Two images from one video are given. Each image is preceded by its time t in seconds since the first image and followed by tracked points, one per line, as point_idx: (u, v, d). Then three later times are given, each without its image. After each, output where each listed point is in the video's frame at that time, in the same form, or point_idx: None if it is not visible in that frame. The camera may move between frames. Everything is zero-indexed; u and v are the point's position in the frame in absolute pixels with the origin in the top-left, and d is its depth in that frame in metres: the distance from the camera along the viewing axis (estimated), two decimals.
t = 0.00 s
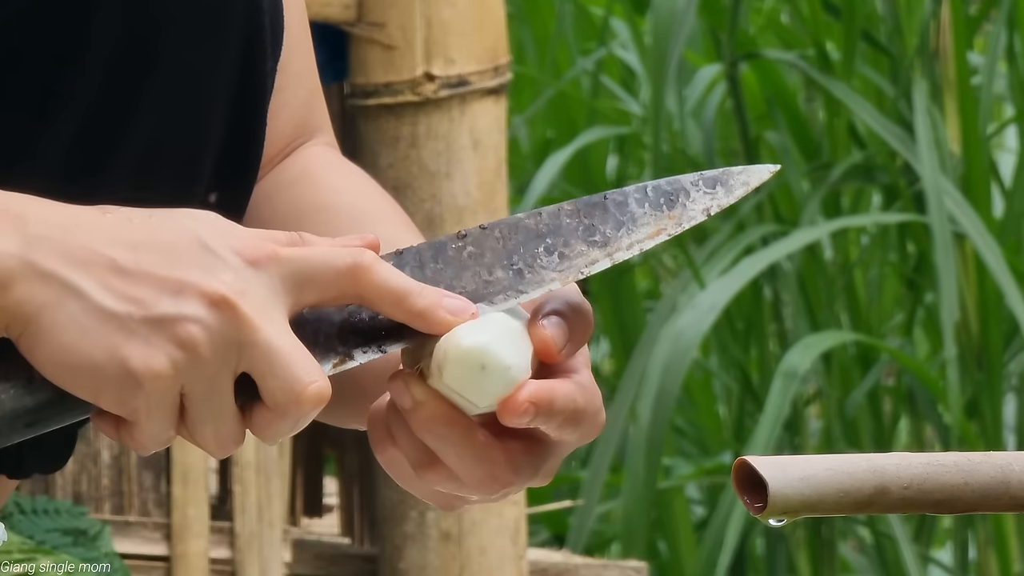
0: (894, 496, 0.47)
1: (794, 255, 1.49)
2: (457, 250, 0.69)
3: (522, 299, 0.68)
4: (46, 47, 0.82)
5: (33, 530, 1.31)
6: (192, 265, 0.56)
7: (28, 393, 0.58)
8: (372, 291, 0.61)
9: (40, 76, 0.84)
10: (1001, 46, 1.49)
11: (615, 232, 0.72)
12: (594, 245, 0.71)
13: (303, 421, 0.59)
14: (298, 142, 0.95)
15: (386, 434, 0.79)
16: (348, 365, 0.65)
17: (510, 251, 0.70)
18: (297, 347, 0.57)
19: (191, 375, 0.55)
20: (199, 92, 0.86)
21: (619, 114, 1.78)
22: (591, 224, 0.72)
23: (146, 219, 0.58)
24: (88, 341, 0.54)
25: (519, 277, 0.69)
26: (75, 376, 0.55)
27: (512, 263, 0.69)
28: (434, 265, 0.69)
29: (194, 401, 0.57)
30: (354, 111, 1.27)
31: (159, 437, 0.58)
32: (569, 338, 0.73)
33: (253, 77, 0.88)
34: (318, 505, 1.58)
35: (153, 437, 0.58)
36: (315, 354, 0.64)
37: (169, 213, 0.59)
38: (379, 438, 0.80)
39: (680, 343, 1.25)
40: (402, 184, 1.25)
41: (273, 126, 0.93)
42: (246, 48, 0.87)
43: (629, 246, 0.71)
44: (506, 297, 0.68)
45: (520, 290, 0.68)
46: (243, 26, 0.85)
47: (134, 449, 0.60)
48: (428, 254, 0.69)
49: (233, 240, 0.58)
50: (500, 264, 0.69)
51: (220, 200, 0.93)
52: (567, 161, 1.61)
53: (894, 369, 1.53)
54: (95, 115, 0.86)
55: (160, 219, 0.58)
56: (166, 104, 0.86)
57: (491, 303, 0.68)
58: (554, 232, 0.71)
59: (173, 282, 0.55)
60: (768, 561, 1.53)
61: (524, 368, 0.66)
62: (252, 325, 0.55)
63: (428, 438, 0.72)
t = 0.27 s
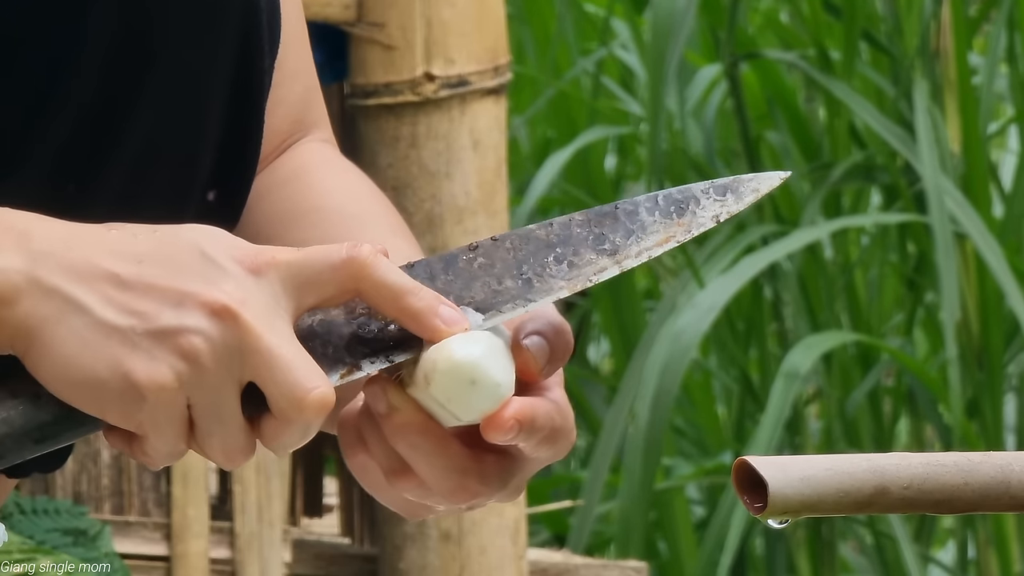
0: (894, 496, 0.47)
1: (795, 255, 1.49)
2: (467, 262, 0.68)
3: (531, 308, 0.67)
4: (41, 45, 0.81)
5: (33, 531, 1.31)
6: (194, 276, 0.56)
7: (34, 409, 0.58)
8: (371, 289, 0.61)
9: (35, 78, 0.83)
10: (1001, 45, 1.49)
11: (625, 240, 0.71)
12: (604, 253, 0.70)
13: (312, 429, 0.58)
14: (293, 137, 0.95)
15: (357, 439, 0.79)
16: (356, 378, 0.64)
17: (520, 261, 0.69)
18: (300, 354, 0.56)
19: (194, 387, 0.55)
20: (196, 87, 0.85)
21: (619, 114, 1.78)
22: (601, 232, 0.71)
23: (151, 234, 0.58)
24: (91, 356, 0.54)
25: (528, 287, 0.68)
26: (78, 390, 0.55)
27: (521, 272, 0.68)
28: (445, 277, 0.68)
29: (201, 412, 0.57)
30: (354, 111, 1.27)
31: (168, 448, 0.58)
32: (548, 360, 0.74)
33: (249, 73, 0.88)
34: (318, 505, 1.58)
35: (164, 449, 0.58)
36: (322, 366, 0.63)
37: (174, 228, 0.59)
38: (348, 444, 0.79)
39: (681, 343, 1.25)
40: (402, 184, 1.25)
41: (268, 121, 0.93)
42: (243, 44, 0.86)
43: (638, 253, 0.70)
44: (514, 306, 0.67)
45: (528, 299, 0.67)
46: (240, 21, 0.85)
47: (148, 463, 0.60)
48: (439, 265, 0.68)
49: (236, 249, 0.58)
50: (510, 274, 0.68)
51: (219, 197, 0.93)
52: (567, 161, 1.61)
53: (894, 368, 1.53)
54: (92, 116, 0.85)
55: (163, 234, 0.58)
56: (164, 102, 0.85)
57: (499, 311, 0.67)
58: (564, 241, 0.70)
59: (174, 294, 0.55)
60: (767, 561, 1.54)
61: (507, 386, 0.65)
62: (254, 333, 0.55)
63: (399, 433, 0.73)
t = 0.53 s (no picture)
0: (894, 496, 0.47)
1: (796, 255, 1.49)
2: (456, 215, 0.70)
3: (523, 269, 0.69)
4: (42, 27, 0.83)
5: (33, 530, 1.31)
6: (182, 296, 0.56)
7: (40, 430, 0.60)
8: (360, 292, 0.57)
9: (36, 64, 0.84)
10: (1002, 45, 1.49)
11: (608, 182, 0.72)
12: (588, 200, 0.71)
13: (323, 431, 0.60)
14: (286, 147, 0.96)
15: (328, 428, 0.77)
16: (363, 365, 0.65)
17: (508, 214, 0.71)
18: (300, 363, 0.57)
19: (200, 407, 0.58)
20: (193, 80, 0.85)
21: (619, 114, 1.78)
22: (583, 173, 0.72)
23: (136, 245, 0.58)
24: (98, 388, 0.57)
25: (518, 246, 0.70)
26: (95, 417, 0.59)
27: (510, 229, 0.70)
28: (435, 236, 0.70)
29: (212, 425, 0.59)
30: (354, 111, 1.27)
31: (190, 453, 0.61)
32: (528, 402, 0.72)
33: (247, 68, 0.87)
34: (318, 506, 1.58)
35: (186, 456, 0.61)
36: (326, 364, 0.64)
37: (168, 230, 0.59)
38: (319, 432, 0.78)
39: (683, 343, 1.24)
40: (401, 184, 1.25)
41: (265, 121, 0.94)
42: (240, 41, 0.86)
43: (621, 199, 0.71)
44: (507, 272, 0.69)
45: (519, 262, 0.69)
46: (237, 15, 0.84)
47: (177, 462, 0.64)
48: (429, 222, 0.70)
49: (215, 252, 0.57)
50: (499, 231, 0.70)
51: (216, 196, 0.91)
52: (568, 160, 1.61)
53: (895, 368, 1.53)
54: (89, 108, 0.85)
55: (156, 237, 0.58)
56: (160, 97, 0.85)
57: (493, 279, 0.68)
58: (549, 186, 0.71)
59: (165, 319, 0.56)
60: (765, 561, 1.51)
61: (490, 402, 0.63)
62: (247, 352, 0.56)
63: (363, 417, 0.71)
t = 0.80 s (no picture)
0: (894, 496, 0.47)
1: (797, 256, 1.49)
2: (395, 184, 0.63)
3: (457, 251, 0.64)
4: (40, 31, 0.82)
5: (32, 531, 1.31)
6: (124, 295, 0.55)
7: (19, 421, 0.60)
8: (287, 285, 0.54)
9: (35, 68, 0.84)
10: (1001, 46, 1.49)
11: (531, 155, 0.63)
12: (513, 175, 0.63)
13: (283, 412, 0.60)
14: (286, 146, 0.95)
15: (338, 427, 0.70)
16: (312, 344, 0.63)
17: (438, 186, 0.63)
18: (241, 357, 0.57)
19: (159, 400, 0.58)
20: (193, 82, 0.85)
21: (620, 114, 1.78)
22: (508, 143, 0.63)
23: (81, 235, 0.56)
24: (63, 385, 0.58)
25: (449, 225, 0.63)
26: (67, 408, 0.59)
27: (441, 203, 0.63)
28: (378, 208, 0.62)
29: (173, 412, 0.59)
30: (354, 111, 1.27)
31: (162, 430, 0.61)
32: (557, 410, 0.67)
33: (246, 69, 0.87)
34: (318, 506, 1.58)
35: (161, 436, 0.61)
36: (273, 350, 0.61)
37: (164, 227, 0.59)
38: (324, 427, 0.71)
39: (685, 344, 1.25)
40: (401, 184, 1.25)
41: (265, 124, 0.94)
42: (240, 43, 0.85)
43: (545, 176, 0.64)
44: (443, 249, 0.64)
45: (453, 243, 0.64)
46: (237, 20, 0.84)
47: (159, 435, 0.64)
48: (372, 192, 0.62)
49: (151, 242, 0.55)
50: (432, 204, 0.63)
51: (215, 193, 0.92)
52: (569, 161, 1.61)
53: (895, 368, 1.53)
54: (89, 110, 0.85)
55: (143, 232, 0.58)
56: (160, 99, 0.85)
57: (429, 260, 0.64)
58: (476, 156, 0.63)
59: (108, 320, 0.55)
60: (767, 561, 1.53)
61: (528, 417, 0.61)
62: (191, 352, 0.55)
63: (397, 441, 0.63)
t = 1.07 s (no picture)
0: (894, 496, 0.47)
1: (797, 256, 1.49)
2: (424, 270, 0.64)
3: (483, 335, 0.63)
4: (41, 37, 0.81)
5: (32, 531, 1.31)
6: (140, 299, 0.55)
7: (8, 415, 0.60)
8: (300, 342, 0.57)
9: (33, 71, 0.83)
10: (1000, 46, 1.49)
11: (580, 262, 0.64)
12: (558, 276, 0.64)
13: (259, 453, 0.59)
14: (286, 147, 0.96)
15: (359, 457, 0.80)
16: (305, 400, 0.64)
17: (476, 276, 0.64)
18: (242, 384, 0.56)
19: (140, 412, 0.56)
20: (195, 83, 0.86)
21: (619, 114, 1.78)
22: (557, 249, 0.64)
23: (98, 243, 0.57)
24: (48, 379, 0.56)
25: (482, 310, 0.63)
26: (38, 408, 0.57)
27: (476, 290, 0.63)
28: (401, 286, 0.64)
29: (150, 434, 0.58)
30: (354, 112, 1.27)
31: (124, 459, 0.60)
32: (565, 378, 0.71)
33: (246, 69, 0.88)
34: (318, 506, 1.58)
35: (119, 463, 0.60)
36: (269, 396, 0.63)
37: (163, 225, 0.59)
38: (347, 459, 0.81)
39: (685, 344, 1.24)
40: (401, 184, 1.25)
41: (266, 126, 0.94)
42: (240, 41, 0.86)
43: (591, 282, 0.64)
44: (468, 331, 0.63)
45: (481, 326, 0.63)
46: (238, 19, 0.85)
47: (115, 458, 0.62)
48: (396, 271, 0.65)
49: (181, 268, 0.56)
50: (464, 291, 0.64)
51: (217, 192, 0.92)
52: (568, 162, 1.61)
53: (894, 368, 1.53)
54: (90, 110, 0.85)
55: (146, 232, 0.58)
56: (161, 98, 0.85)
57: (451, 339, 0.63)
58: (521, 256, 0.64)
59: (118, 318, 0.55)
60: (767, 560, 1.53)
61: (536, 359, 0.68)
62: (199, 365, 0.55)
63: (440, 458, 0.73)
